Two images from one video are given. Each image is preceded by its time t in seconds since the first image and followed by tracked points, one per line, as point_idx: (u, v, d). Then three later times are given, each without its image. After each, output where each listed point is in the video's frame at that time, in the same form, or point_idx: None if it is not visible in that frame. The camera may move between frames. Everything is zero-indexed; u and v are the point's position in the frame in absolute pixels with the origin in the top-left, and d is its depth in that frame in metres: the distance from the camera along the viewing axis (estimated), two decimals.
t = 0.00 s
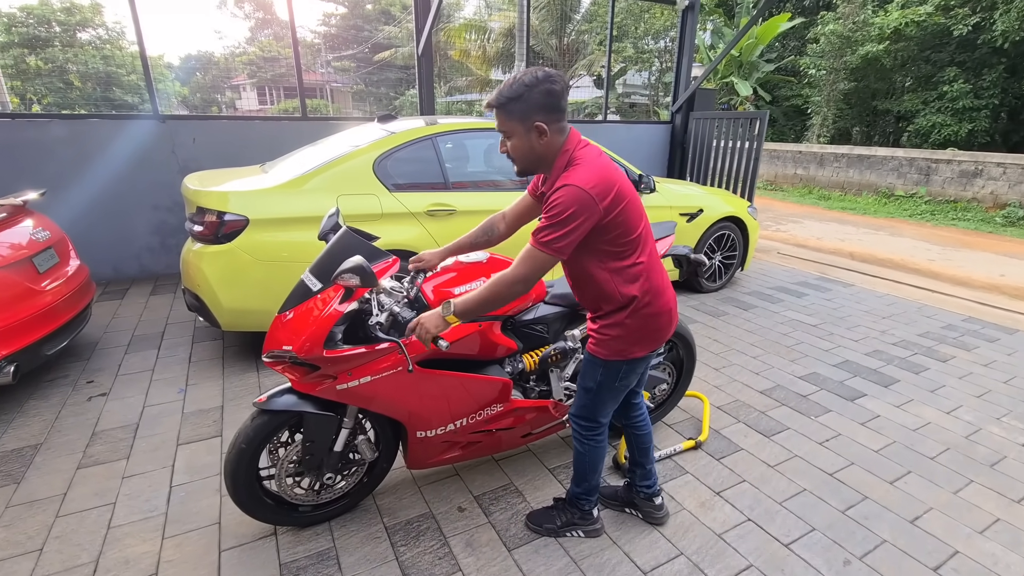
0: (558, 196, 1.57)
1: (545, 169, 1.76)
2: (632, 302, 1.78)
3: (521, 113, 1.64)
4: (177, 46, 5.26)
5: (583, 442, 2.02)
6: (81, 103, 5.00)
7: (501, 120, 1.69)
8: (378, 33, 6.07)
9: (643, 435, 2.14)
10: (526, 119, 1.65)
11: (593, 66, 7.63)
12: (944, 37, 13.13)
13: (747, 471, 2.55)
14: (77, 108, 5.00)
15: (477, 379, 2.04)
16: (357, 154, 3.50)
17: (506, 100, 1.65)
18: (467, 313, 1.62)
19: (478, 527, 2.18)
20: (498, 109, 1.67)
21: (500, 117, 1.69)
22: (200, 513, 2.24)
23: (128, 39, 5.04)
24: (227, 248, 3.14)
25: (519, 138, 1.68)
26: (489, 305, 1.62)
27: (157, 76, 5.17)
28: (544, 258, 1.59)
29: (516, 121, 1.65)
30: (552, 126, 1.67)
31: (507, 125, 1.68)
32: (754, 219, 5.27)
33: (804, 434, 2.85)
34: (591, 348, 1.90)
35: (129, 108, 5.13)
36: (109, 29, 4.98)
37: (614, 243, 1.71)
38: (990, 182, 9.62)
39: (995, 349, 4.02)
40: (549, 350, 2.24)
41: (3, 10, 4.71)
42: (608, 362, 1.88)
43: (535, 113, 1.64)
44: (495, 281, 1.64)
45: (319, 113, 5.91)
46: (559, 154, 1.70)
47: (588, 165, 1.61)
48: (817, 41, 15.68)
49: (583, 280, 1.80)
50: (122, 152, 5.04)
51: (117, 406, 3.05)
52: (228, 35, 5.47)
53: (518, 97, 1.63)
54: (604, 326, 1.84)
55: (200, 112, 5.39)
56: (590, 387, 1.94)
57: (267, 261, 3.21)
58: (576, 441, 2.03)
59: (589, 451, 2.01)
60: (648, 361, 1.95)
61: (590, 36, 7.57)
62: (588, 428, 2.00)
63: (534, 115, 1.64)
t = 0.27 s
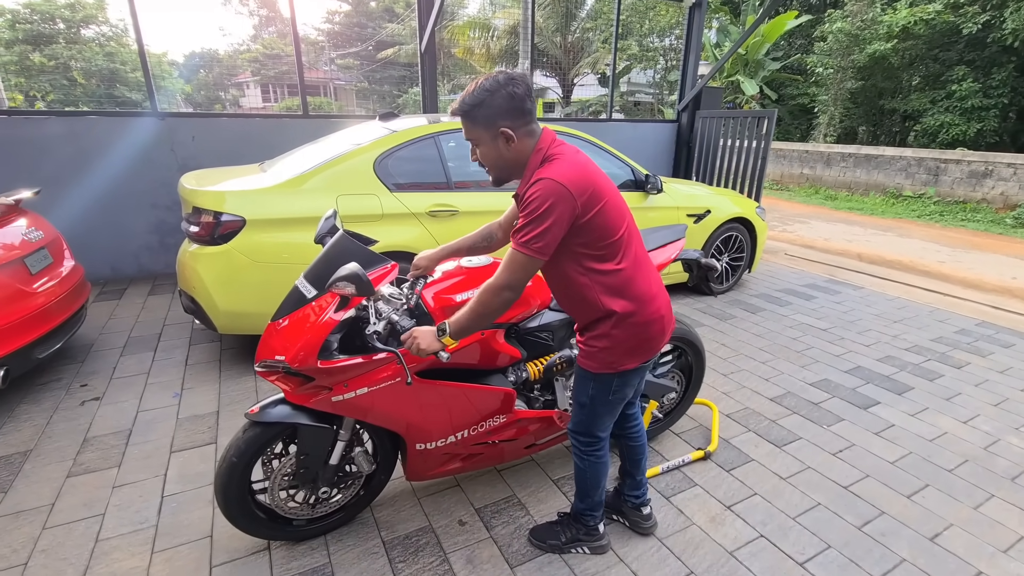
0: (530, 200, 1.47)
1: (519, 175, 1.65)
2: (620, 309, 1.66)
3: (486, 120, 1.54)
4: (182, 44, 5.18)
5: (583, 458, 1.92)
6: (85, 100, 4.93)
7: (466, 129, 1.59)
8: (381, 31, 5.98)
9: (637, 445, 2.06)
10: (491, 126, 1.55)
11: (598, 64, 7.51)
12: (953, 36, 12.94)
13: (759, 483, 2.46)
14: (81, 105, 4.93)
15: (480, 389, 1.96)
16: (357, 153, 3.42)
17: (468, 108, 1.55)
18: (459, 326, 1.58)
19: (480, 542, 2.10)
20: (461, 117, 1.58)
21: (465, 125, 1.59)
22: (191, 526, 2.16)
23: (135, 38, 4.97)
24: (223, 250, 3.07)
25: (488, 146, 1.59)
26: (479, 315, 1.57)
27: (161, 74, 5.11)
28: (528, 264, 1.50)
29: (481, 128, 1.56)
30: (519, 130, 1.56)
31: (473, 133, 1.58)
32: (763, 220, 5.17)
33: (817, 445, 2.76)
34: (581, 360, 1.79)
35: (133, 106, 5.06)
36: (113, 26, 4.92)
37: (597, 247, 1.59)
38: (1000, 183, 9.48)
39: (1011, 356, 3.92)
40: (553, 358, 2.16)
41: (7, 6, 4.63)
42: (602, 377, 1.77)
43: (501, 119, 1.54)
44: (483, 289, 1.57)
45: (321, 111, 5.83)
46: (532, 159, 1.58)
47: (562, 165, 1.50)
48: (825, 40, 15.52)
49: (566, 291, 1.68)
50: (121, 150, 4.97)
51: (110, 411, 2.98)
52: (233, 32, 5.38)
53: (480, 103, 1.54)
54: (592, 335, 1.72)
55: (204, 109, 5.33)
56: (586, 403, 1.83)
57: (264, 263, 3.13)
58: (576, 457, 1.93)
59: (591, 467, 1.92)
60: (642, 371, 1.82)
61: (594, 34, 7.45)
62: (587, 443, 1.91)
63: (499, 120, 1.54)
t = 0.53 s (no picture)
0: (523, 204, 1.35)
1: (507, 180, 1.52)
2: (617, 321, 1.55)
3: (471, 120, 1.41)
4: (189, 41, 5.13)
5: (583, 476, 1.82)
6: (92, 98, 4.90)
7: (449, 131, 1.46)
8: (386, 28, 5.91)
9: (628, 462, 1.97)
10: (476, 127, 1.42)
11: (603, 62, 7.41)
12: (967, 33, 12.64)
13: (769, 500, 2.36)
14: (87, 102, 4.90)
15: (478, 402, 1.87)
16: (356, 153, 3.33)
17: (451, 108, 1.42)
18: (456, 336, 1.48)
19: (478, 560, 2.01)
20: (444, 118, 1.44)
21: (448, 126, 1.46)
22: (179, 540, 2.09)
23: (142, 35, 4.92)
24: (218, 252, 2.99)
25: (473, 149, 1.45)
26: (475, 325, 1.46)
27: (166, 70, 5.05)
28: (522, 272, 1.39)
29: (465, 129, 1.43)
30: (506, 131, 1.43)
31: (457, 135, 1.45)
32: (773, 222, 5.05)
33: (829, 458, 2.66)
34: (576, 375, 1.67)
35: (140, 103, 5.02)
36: (121, 23, 4.86)
37: (594, 254, 1.48)
38: (1014, 184, 9.30)
39: None
40: (556, 369, 2.07)
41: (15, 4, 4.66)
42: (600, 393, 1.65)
43: (487, 119, 1.41)
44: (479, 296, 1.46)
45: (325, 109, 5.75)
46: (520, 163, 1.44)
47: (556, 167, 1.38)
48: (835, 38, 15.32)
49: (560, 302, 1.56)
50: (121, 148, 4.91)
51: (102, 416, 2.91)
52: (240, 30, 5.32)
53: (464, 102, 1.41)
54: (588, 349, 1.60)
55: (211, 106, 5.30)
56: (585, 419, 1.72)
57: (259, 266, 3.05)
58: (574, 475, 1.84)
59: (590, 486, 1.82)
60: (641, 385, 1.71)
61: (601, 31, 7.34)
62: (586, 460, 1.81)
63: (484, 120, 1.41)
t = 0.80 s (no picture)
0: (534, 206, 1.25)
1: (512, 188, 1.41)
2: (637, 326, 1.45)
3: (475, 124, 1.31)
4: (194, 38, 5.10)
5: (591, 491, 1.72)
6: (98, 96, 4.84)
7: (450, 134, 1.35)
8: (392, 25, 5.89)
9: (637, 476, 1.87)
10: (481, 130, 1.32)
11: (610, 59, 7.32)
12: (980, 29, 12.38)
13: (785, 515, 2.26)
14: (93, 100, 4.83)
15: (479, 415, 1.78)
16: (357, 151, 3.24)
17: (454, 109, 1.32)
18: (459, 343, 1.38)
19: None
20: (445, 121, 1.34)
21: (449, 129, 1.35)
22: (169, 554, 2.01)
23: (146, 32, 4.89)
24: (214, 253, 2.91)
25: (476, 152, 1.35)
26: (479, 332, 1.36)
27: (172, 68, 5.01)
28: (532, 276, 1.29)
29: (468, 132, 1.32)
30: (513, 136, 1.34)
31: (459, 138, 1.34)
32: (784, 222, 4.93)
33: (847, 470, 2.55)
34: (592, 387, 1.56)
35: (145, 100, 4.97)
36: (126, 20, 4.80)
37: (611, 257, 1.38)
38: None
39: None
40: (561, 378, 1.93)
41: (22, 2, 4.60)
42: (617, 403, 1.55)
43: (493, 123, 1.31)
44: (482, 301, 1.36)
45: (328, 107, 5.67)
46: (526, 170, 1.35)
47: (568, 167, 1.29)
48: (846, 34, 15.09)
49: (573, 310, 1.45)
50: (122, 146, 4.85)
51: (96, 421, 2.84)
52: (246, 28, 5.26)
53: (468, 103, 1.31)
54: (605, 357, 1.50)
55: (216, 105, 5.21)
56: (598, 432, 1.62)
57: (257, 267, 2.97)
58: (582, 490, 1.73)
59: (600, 501, 1.72)
60: (657, 394, 1.62)
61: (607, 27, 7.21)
62: (596, 474, 1.70)
63: (490, 124, 1.31)
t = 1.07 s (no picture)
0: (556, 203, 1.17)
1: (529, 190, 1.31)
2: (666, 329, 1.35)
3: (490, 120, 1.21)
4: (196, 34, 5.01)
5: (605, 501, 1.61)
6: (100, 92, 4.75)
7: (464, 131, 1.25)
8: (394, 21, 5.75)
9: (660, 488, 1.76)
10: (496, 128, 1.22)
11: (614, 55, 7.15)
12: (990, 23, 12.19)
13: (807, 528, 2.16)
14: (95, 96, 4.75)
15: (490, 426, 1.68)
16: (359, 147, 3.15)
17: (468, 104, 1.22)
18: (469, 348, 1.30)
19: None
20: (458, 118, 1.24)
21: (462, 126, 1.25)
22: (163, 569, 1.92)
23: (148, 27, 4.79)
24: (212, 252, 2.82)
25: (491, 151, 1.24)
26: (491, 336, 1.28)
27: (172, 63, 4.91)
28: (552, 277, 1.20)
29: (483, 129, 1.22)
30: (530, 134, 1.24)
31: (473, 136, 1.24)
32: (797, 220, 4.81)
33: (869, 480, 2.45)
34: (614, 390, 1.45)
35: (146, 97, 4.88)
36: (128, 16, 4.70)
37: (640, 255, 1.28)
38: None
39: None
40: (575, 387, 1.83)
41: None
42: (639, 408, 1.44)
43: (508, 120, 1.21)
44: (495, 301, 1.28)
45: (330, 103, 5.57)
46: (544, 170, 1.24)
47: (592, 161, 1.20)
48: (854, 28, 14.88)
49: (597, 312, 1.34)
50: (121, 143, 4.76)
51: (91, 426, 2.76)
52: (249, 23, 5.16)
53: (482, 98, 1.21)
54: (631, 361, 1.39)
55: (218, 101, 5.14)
56: (617, 439, 1.50)
57: (256, 267, 2.87)
58: (595, 500, 1.62)
59: (615, 512, 1.60)
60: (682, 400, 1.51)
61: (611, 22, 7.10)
62: (611, 484, 1.59)
63: (505, 121, 1.21)
